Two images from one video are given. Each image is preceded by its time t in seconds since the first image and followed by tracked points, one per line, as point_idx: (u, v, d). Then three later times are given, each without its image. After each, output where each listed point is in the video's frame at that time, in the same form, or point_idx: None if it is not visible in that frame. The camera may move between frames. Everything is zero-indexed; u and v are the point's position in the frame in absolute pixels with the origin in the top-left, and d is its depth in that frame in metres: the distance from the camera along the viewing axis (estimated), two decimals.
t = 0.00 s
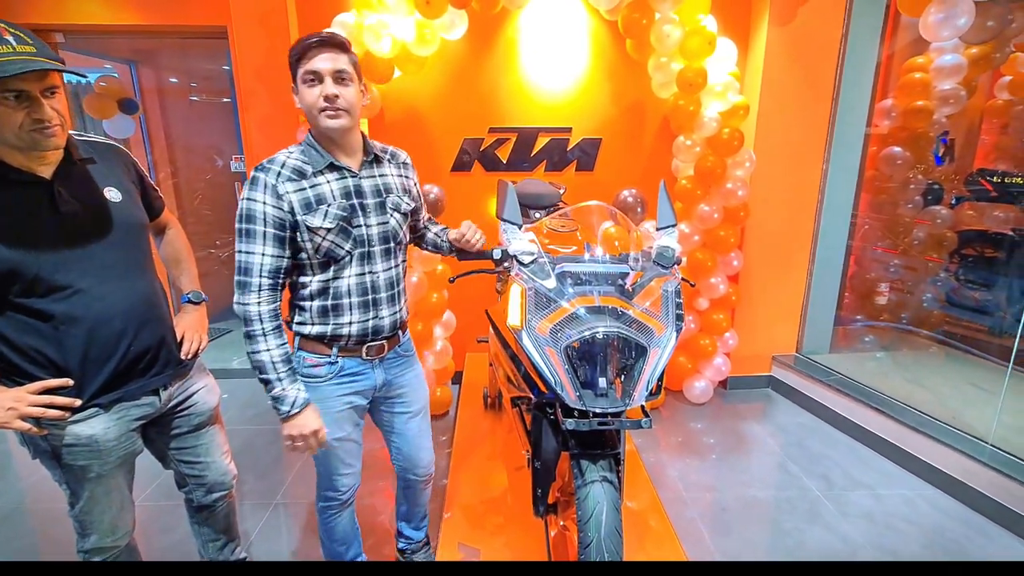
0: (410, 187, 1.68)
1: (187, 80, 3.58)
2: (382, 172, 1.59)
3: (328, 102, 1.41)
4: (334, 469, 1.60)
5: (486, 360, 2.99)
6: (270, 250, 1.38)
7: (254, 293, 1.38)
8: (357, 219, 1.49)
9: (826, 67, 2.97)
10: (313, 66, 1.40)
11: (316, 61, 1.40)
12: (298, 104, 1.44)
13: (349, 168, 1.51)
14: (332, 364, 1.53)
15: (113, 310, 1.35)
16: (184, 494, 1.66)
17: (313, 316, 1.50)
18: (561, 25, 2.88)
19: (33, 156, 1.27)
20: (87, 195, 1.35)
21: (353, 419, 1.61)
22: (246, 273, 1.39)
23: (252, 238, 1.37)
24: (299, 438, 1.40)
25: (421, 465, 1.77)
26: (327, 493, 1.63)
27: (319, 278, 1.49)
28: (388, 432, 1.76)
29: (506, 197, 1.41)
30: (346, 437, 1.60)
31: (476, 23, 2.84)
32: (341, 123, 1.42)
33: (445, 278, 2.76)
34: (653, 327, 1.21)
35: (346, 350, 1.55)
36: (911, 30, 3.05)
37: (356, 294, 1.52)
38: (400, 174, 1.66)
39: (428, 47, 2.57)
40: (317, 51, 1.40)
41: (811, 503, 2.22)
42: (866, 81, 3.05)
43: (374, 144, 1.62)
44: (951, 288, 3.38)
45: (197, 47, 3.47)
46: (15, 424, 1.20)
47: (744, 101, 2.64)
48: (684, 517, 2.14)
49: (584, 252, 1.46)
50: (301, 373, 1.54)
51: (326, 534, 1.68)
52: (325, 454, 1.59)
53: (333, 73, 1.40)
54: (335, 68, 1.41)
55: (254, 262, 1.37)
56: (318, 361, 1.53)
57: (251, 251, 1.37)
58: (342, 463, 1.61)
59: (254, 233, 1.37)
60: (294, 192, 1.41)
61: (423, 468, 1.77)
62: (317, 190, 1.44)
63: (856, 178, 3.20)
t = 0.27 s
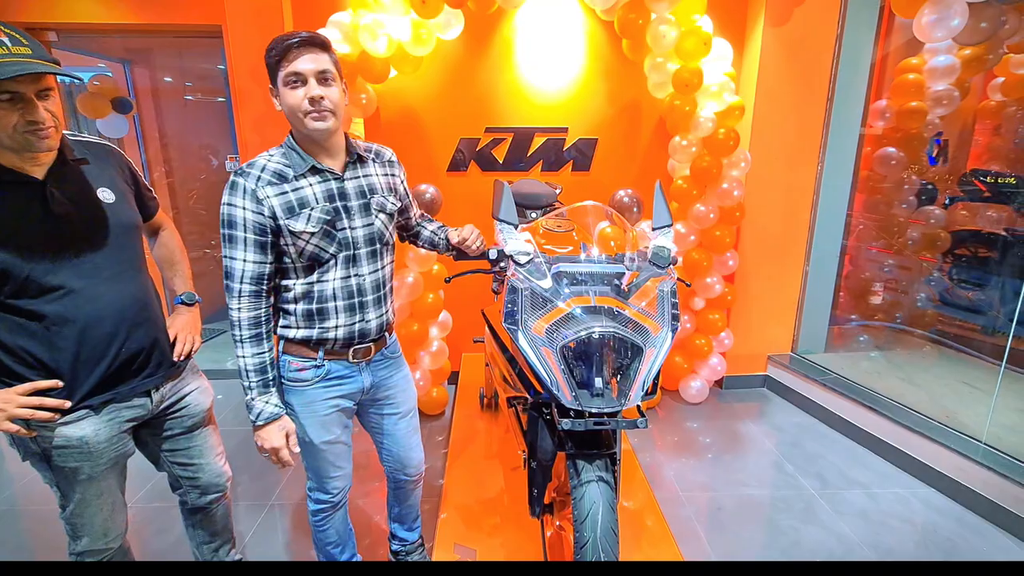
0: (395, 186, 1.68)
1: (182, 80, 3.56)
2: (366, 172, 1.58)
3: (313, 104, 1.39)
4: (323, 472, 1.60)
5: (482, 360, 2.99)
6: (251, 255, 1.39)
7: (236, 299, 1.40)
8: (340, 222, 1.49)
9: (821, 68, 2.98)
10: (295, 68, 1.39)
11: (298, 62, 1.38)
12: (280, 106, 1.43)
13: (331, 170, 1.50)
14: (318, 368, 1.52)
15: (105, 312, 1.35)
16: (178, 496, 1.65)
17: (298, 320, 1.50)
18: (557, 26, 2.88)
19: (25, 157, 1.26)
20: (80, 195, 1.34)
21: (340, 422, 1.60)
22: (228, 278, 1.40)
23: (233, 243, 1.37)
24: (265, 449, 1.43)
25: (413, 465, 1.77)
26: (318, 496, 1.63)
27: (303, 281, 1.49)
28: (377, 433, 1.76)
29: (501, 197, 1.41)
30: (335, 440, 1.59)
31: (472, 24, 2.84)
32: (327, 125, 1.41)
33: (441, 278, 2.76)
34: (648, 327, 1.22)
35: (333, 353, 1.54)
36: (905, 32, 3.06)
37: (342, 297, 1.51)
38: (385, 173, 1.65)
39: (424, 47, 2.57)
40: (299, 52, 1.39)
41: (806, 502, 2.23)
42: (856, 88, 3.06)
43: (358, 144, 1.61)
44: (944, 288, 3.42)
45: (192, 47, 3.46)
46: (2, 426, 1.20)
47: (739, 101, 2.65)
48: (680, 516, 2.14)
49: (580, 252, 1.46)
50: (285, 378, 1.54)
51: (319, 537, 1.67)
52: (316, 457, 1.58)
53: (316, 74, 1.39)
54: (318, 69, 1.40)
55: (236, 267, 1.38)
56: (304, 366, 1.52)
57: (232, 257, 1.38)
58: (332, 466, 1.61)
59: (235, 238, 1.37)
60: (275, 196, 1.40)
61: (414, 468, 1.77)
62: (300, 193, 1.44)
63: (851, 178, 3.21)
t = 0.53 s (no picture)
0: (387, 186, 1.67)
1: (177, 79, 3.54)
2: (357, 172, 1.58)
3: (306, 105, 1.39)
4: (315, 472, 1.60)
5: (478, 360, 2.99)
6: (242, 255, 1.38)
7: (228, 299, 1.39)
8: (331, 222, 1.49)
9: (816, 68, 2.99)
10: (288, 68, 1.38)
11: (291, 62, 1.38)
12: (271, 106, 1.42)
13: (322, 170, 1.49)
14: (308, 369, 1.53)
15: (98, 312, 1.34)
16: (172, 497, 1.65)
17: (288, 320, 1.50)
18: (553, 25, 2.88)
19: (18, 157, 1.24)
20: (73, 195, 1.33)
21: (332, 421, 1.60)
22: (219, 278, 1.39)
23: (223, 243, 1.37)
24: (273, 448, 1.42)
25: (407, 465, 1.77)
26: (312, 497, 1.63)
27: (293, 281, 1.48)
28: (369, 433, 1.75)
29: (497, 196, 1.41)
30: (326, 440, 1.59)
31: (468, 23, 2.84)
32: (320, 127, 1.41)
33: (438, 278, 2.77)
34: (644, 326, 1.22)
35: (323, 353, 1.54)
36: (899, 32, 3.08)
37: (332, 298, 1.51)
38: (377, 173, 1.65)
39: (420, 46, 2.56)
40: (293, 52, 1.38)
41: (802, 500, 2.24)
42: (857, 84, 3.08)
43: (349, 143, 1.61)
44: (938, 287, 3.43)
45: (187, 46, 3.44)
46: None
47: (734, 101, 2.65)
48: (676, 516, 2.15)
49: (576, 252, 1.46)
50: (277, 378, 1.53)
51: (314, 538, 1.67)
52: (309, 458, 1.58)
53: (310, 75, 1.39)
54: (311, 70, 1.40)
55: (226, 267, 1.37)
56: (294, 366, 1.52)
57: (223, 256, 1.37)
58: (325, 467, 1.61)
59: (225, 237, 1.37)
60: (265, 195, 1.40)
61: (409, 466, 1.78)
62: (290, 192, 1.43)
63: (846, 178, 3.22)
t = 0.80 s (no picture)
0: (379, 184, 1.68)
1: (172, 77, 3.52)
2: (350, 170, 1.58)
3: (299, 104, 1.39)
4: (310, 473, 1.59)
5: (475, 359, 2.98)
6: (236, 254, 1.37)
7: (223, 298, 1.37)
8: (324, 221, 1.48)
9: (811, 67, 2.99)
10: (280, 67, 1.37)
11: (283, 61, 1.37)
12: (263, 104, 1.41)
13: (315, 168, 1.49)
14: (301, 368, 1.52)
15: (92, 311, 1.33)
16: (167, 497, 1.63)
17: (281, 320, 1.49)
18: (549, 24, 2.88)
19: (10, 155, 1.23)
20: (66, 194, 1.32)
21: (327, 421, 1.60)
22: (212, 278, 1.38)
23: (217, 242, 1.35)
24: (273, 449, 1.39)
25: (402, 463, 1.77)
26: (307, 497, 1.63)
27: (285, 280, 1.47)
28: (364, 433, 1.75)
29: (492, 195, 1.41)
30: (321, 440, 1.59)
31: (465, 21, 2.83)
32: (313, 126, 1.40)
33: (433, 277, 2.76)
34: (639, 324, 1.22)
35: (316, 353, 1.54)
36: (893, 32, 3.09)
37: (325, 297, 1.51)
38: (369, 171, 1.65)
39: (416, 45, 2.55)
40: (285, 51, 1.38)
41: (797, 497, 2.25)
42: (847, 86, 3.08)
43: (341, 142, 1.61)
44: (933, 285, 3.45)
45: (181, 44, 3.43)
46: None
47: (730, 100, 2.66)
48: (672, 514, 2.15)
49: (571, 251, 1.46)
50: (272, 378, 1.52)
51: (310, 539, 1.67)
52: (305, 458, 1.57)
53: (302, 74, 1.38)
54: (303, 69, 1.39)
55: (219, 266, 1.36)
56: (287, 367, 1.52)
57: (217, 255, 1.36)
58: (320, 467, 1.60)
59: (219, 236, 1.35)
60: (257, 193, 1.39)
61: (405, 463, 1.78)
62: (283, 190, 1.43)
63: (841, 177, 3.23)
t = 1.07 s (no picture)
0: (374, 180, 1.67)
1: (166, 73, 3.50)
2: (343, 167, 1.57)
3: (293, 101, 1.38)
4: (305, 470, 1.59)
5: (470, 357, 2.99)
6: (229, 251, 1.36)
7: (215, 296, 1.37)
8: (318, 217, 1.48)
9: (806, 66, 3.00)
10: (274, 64, 1.36)
11: (278, 58, 1.36)
12: (256, 101, 1.40)
13: (308, 164, 1.48)
14: (296, 365, 1.52)
15: (86, 308, 1.32)
16: (161, 494, 1.63)
17: (275, 317, 1.48)
18: (544, 21, 2.87)
19: (2, 151, 1.23)
20: (59, 189, 1.32)
21: (321, 419, 1.59)
22: (205, 275, 1.37)
23: (209, 239, 1.35)
24: (261, 448, 1.41)
25: (398, 461, 1.76)
26: (300, 495, 1.62)
27: (279, 277, 1.47)
28: (359, 430, 1.75)
29: (486, 192, 1.40)
30: (315, 438, 1.58)
31: (461, 18, 2.82)
32: (307, 123, 1.40)
33: (429, 275, 2.76)
34: (633, 321, 1.22)
35: (311, 351, 1.53)
36: (887, 31, 3.10)
37: (319, 294, 1.50)
38: (363, 168, 1.64)
39: (411, 41, 2.54)
40: (280, 47, 1.37)
41: (791, 494, 2.26)
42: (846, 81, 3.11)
43: (335, 138, 1.60)
44: (926, 284, 3.48)
45: (175, 40, 3.41)
46: None
47: (725, 99, 2.66)
48: (666, 511, 2.16)
49: (566, 248, 1.46)
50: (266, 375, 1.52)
51: (304, 536, 1.67)
52: (298, 456, 1.57)
53: (296, 71, 1.38)
54: (298, 66, 1.39)
55: (212, 263, 1.36)
56: (282, 364, 1.51)
57: (209, 252, 1.35)
58: (314, 465, 1.60)
59: (211, 233, 1.35)
60: (250, 190, 1.38)
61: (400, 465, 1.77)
62: (276, 187, 1.42)
63: (836, 176, 3.25)
